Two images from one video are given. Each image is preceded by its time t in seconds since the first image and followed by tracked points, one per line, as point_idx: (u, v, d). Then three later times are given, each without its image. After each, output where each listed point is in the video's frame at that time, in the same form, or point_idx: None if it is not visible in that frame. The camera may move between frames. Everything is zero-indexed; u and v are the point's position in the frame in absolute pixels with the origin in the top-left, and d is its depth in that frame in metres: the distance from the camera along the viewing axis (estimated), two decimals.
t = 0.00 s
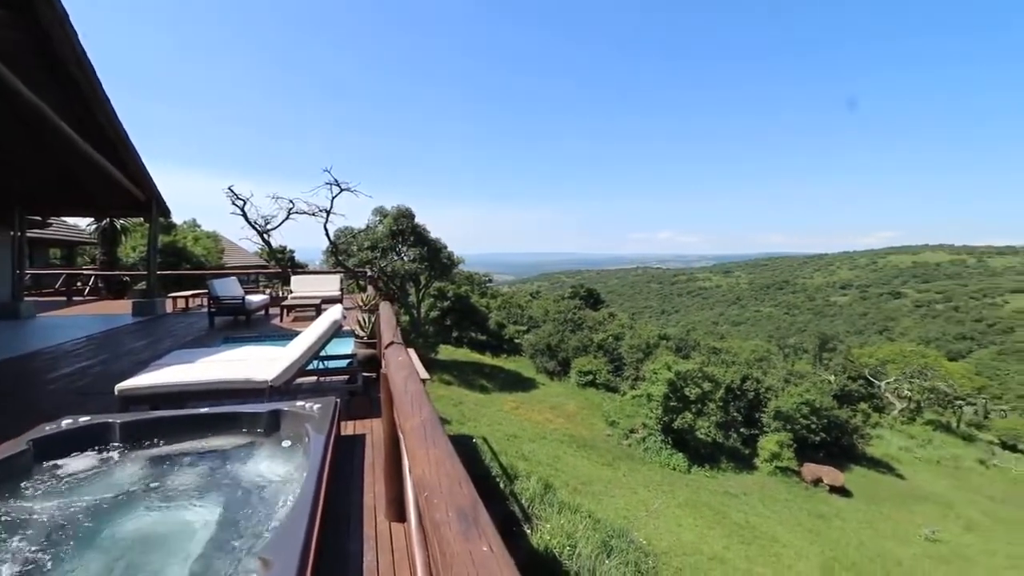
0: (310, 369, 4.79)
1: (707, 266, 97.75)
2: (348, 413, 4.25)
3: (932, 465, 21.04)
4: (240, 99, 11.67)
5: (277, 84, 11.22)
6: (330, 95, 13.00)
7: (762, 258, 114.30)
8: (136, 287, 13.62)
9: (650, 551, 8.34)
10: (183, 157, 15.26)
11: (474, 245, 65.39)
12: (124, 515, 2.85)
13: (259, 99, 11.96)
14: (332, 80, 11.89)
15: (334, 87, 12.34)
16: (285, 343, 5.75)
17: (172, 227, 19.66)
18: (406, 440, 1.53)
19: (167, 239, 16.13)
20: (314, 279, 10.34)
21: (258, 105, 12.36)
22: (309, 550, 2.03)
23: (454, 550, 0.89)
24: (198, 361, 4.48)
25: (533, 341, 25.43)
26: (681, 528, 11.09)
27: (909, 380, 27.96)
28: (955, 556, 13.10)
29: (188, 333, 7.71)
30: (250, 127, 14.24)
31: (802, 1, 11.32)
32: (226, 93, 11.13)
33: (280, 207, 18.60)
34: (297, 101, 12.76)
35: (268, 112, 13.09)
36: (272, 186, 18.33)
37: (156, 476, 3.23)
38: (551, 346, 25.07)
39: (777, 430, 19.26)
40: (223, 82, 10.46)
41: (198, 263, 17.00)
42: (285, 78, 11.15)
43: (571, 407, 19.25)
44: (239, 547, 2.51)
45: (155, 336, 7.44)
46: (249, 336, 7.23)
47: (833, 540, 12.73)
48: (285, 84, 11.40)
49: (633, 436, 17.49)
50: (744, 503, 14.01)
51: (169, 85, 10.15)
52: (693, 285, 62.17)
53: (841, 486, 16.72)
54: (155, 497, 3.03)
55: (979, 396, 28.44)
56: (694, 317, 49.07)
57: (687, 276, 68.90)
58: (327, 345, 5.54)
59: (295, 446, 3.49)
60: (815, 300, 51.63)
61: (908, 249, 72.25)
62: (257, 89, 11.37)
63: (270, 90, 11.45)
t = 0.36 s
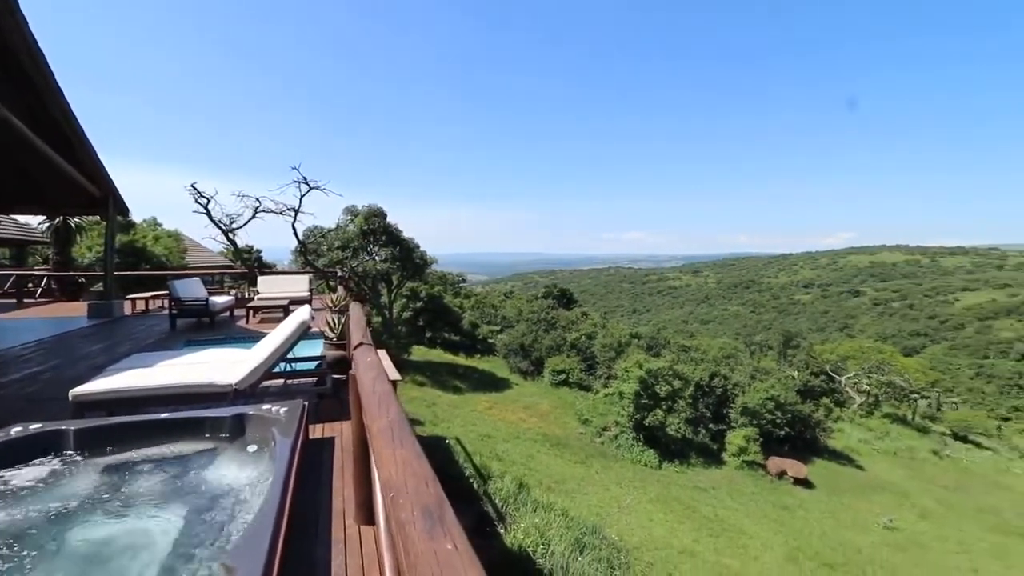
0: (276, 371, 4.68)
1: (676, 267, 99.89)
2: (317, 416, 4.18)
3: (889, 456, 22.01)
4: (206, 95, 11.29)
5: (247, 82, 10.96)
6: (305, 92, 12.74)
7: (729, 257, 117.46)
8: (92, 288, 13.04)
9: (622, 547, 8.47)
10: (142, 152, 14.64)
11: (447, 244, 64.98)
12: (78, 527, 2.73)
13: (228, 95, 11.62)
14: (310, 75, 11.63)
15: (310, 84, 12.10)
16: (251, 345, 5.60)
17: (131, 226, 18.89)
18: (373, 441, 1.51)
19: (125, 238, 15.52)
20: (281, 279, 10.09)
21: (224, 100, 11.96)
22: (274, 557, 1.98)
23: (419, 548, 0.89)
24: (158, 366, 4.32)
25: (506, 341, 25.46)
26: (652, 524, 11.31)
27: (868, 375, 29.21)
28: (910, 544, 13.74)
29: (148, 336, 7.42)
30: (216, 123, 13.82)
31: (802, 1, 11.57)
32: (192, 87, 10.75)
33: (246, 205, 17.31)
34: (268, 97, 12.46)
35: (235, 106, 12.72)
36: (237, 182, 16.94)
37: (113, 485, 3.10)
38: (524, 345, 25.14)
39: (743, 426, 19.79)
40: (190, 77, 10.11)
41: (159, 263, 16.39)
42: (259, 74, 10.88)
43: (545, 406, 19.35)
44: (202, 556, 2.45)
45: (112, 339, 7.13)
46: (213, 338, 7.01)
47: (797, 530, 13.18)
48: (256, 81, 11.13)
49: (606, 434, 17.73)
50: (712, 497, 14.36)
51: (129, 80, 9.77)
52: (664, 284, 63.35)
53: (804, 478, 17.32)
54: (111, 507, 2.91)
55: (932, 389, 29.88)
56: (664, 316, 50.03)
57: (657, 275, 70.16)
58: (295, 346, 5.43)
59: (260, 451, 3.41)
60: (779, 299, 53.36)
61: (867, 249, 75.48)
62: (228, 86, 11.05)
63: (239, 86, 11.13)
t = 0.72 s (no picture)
0: (244, 374, 4.57)
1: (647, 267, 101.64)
2: (287, 420, 4.09)
3: (850, 449, 22.88)
4: (169, 90, 10.88)
5: (212, 78, 10.60)
6: (275, 92, 12.43)
7: (699, 256, 120.18)
8: (45, 289, 12.45)
9: (596, 544, 8.57)
10: (101, 146, 14.04)
11: (421, 243, 64.39)
12: (32, 535, 2.61)
13: (192, 92, 11.22)
14: (282, 75, 11.34)
15: (281, 85, 11.82)
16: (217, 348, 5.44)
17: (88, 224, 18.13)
18: (345, 443, 1.48)
19: (82, 237, 14.86)
20: (250, 279, 9.83)
21: (188, 97, 11.54)
22: (242, 564, 1.93)
23: (391, 549, 0.88)
24: (118, 369, 4.17)
25: (480, 341, 25.42)
26: (625, 520, 11.48)
27: (830, 371, 30.35)
28: (870, 532, 14.33)
29: (107, 338, 7.13)
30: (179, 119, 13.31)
31: (802, 2, 11.90)
32: (154, 82, 10.34)
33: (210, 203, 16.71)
34: (235, 95, 12.09)
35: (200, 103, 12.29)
36: (201, 179, 16.29)
37: (69, 491, 2.98)
38: (499, 345, 25.13)
39: (713, 422, 20.24)
40: (153, 71, 9.74)
41: (118, 263, 15.76)
42: (227, 73, 10.55)
43: (519, 405, 19.40)
44: (166, 563, 2.38)
45: (67, 342, 6.83)
46: (177, 340, 6.78)
47: (764, 522, 13.57)
48: (229, 76, 10.83)
49: (580, 432, 17.90)
50: (683, 492, 14.66)
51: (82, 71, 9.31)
52: (636, 284, 64.28)
53: (770, 472, 17.85)
54: (68, 513, 2.80)
55: (890, 384, 31.21)
56: (636, 315, 50.82)
57: (630, 275, 71.23)
58: (263, 347, 5.31)
59: (227, 455, 3.33)
60: (747, 298, 54.86)
61: (829, 249, 78.41)
62: (194, 84, 10.69)
63: (205, 82, 10.77)
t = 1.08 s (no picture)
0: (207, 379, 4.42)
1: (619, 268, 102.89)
2: (253, 425, 3.97)
3: (814, 442, 23.66)
4: (128, 83, 10.42)
5: (174, 75, 10.19)
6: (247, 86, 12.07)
7: (669, 257, 122.51)
8: None
9: (570, 542, 8.60)
10: (54, 140, 13.33)
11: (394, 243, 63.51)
12: None
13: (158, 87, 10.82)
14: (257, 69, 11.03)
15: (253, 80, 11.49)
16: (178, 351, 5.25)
17: (39, 222, 17.21)
18: (313, 447, 1.44)
19: (33, 236, 14.12)
20: (215, 280, 9.52)
21: (147, 93, 11.05)
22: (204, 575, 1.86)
23: (358, 557, 0.85)
24: (72, 374, 3.96)
25: (454, 341, 25.29)
26: (599, 517, 11.61)
27: (794, 367, 31.36)
28: (833, 522, 14.87)
29: (60, 342, 6.79)
30: (138, 115, 12.76)
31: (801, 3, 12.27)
32: (112, 73, 9.91)
33: (170, 201, 16.09)
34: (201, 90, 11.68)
35: (159, 95, 11.77)
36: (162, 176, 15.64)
37: (17, 502, 2.82)
38: (473, 346, 25.04)
39: (683, 418, 20.62)
40: (114, 62, 9.32)
41: (72, 263, 15.03)
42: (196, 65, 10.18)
43: (493, 405, 19.38)
44: None
45: (16, 346, 6.46)
46: (136, 344, 6.50)
47: (734, 515, 13.92)
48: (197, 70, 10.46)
49: (554, 431, 18.00)
50: (655, 488, 14.92)
51: (30, 49, 8.78)
52: (609, 283, 65.00)
53: (739, 466, 18.33)
54: (16, 527, 2.65)
55: (850, 379, 32.44)
56: (609, 314, 51.42)
57: (602, 275, 72.02)
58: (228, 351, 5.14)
59: (190, 462, 3.21)
60: (716, 297, 56.19)
61: (793, 249, 80.99)
62: (159, 76, 10.27)
63: (165, 75, 10.30)
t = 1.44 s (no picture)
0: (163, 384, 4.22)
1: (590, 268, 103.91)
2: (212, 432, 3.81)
3: (777, 436, 24.43)
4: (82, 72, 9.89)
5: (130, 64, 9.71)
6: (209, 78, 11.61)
7: (638, 257, 124.54)
8: None
9: (541, 540, 8.60)
10: None
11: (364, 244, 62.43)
12: None
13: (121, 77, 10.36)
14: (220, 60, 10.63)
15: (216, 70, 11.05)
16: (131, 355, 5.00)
17: None
18: (269, 455, 1.37)
19: None
20: (173, 280, 9.13)
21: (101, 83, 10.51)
22: None
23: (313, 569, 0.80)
24: (13, 380, 3.73)
25: (425, 342, 25.03)
26: (571, 515, 11.66)
27: (758, 363, 32.30)
28: (795, 513, 15.37)
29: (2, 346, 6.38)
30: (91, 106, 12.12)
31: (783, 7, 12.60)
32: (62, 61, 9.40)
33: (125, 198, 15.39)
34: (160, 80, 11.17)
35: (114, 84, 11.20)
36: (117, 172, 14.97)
37: None
38: (444, 346, 24.83)
39: (653, 415, 20.93)
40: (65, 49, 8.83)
41: (17, 263, 14.18)
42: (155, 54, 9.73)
43: (465, 406, 19.25)
44: None
45: None
46: (87, 347, 6.16)
47: (701, 509, 14.21)
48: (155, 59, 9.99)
49: (525, 430, 17.98)
50: (625, 485, 15.11)
51: None
52: (580, 283, 65.57)
53: (705, 461, 18.75)
54: None
55: (810, 374, 33.66)
56: (580, 314, 51.86)
57: (573, 275, 72.58)
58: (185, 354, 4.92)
59: (143, 472, 3.05)
60: (683, 296, 57.42)
61: (757, 249, 83.43)
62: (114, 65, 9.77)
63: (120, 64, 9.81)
